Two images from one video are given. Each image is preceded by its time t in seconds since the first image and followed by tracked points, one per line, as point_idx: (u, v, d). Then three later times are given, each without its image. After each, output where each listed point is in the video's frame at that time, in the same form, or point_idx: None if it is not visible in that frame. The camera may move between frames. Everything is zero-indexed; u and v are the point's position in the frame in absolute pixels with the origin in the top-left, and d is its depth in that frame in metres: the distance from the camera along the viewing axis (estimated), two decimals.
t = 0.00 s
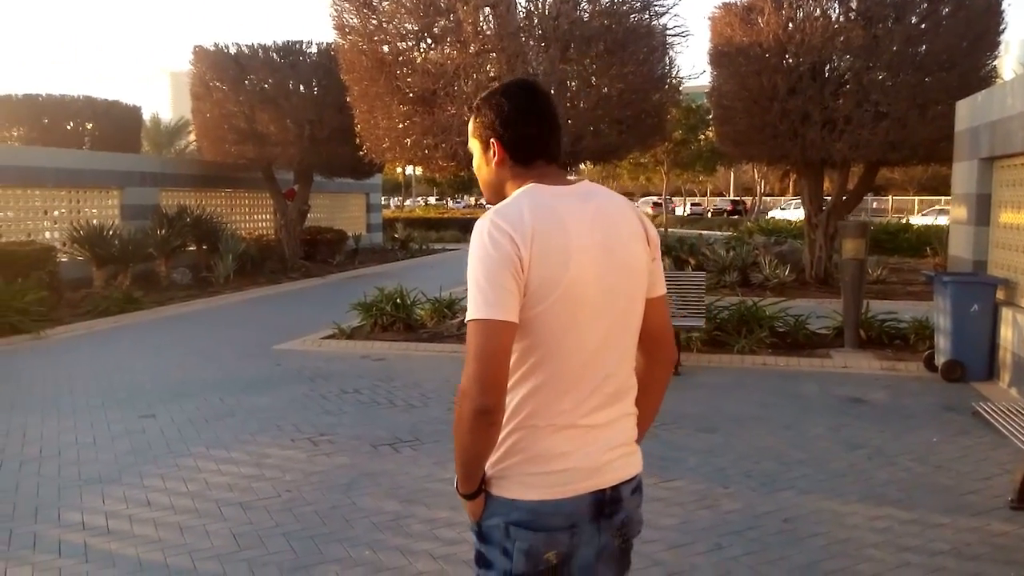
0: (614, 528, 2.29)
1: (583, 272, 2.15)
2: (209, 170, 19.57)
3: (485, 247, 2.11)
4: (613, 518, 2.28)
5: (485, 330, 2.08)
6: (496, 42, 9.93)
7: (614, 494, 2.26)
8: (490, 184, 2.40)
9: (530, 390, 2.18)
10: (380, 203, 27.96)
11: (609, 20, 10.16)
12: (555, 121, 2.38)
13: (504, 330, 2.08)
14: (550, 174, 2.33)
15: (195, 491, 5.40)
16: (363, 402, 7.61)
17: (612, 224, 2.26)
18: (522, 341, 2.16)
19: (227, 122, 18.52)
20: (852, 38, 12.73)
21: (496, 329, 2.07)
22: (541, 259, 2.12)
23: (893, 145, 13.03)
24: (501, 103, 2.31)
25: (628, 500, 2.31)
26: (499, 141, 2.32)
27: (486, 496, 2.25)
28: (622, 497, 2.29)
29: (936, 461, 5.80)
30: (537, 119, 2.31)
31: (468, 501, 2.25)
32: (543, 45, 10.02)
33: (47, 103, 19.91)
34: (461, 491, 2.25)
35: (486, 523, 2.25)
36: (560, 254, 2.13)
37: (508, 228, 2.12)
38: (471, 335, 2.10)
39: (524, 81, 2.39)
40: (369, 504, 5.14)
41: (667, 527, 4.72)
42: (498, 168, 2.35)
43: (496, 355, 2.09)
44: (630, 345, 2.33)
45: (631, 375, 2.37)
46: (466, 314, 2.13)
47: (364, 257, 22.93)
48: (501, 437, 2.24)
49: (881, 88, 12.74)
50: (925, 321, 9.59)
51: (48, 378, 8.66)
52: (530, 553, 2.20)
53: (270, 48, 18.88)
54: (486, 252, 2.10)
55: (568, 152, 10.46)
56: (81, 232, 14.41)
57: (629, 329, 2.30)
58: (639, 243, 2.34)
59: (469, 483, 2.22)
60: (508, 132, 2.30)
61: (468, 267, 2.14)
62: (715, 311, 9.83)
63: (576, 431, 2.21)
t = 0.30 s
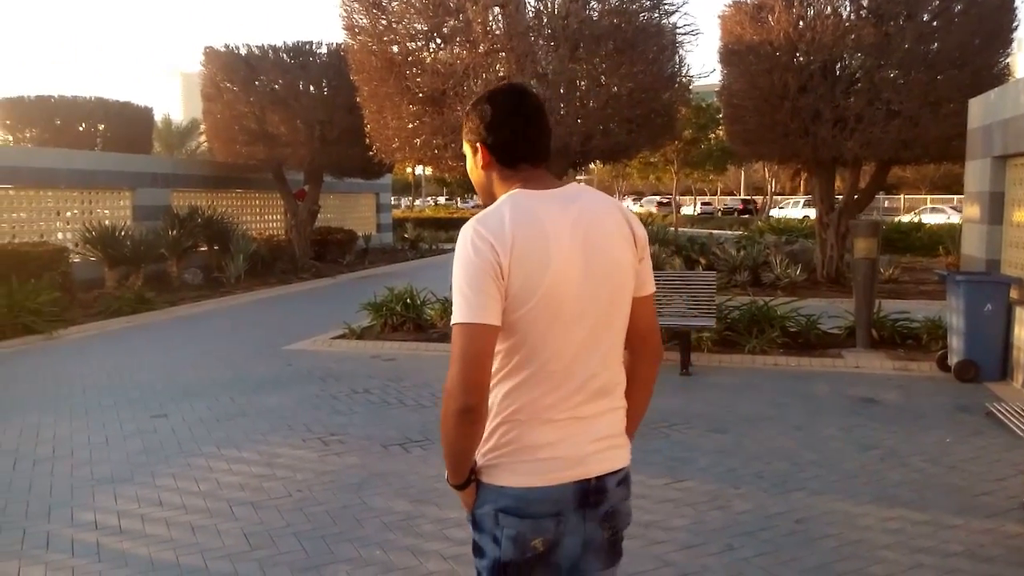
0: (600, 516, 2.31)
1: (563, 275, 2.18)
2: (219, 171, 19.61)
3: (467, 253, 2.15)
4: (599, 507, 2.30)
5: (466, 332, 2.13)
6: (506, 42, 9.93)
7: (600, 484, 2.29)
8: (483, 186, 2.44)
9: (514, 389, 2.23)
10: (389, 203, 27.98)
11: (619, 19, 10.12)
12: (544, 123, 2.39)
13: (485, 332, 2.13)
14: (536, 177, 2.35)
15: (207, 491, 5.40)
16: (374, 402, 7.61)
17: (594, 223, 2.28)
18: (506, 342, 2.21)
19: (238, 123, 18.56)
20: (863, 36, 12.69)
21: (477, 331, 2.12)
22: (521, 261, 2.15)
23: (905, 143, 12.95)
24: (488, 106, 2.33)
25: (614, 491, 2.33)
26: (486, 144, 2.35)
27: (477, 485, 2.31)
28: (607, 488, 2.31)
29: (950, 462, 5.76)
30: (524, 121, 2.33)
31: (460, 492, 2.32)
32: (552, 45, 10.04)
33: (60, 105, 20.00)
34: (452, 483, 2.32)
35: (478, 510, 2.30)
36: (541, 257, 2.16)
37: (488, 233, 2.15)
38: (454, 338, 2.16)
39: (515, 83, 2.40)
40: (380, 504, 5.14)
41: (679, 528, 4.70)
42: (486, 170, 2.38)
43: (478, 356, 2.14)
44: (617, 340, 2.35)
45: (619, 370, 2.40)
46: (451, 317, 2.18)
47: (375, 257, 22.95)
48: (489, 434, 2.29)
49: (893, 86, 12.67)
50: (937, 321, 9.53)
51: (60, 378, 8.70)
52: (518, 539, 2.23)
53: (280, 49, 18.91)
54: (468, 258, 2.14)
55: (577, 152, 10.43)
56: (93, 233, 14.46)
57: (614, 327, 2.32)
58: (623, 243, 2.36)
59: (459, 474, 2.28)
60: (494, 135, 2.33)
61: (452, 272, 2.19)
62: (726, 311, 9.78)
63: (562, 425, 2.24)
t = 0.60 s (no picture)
0: (577, 508, 2.37)
1: (543, 274, 2.23)
2: (236, 170, 19.69)
3: (450, 250, 2.24)
4: (575, 499, 2.36)
5: (446, 326, 2.22)
6: (521, 40, 9.92)
7: (578, 477, 2.34)
8: (482, 187, 2.50)
9: (496, 381, 2.31)
10: (405, 202, 28.01)
11: (634, 16, 10.07)
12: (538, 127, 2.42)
13: (464, 325, 2.22)
14: (526, 180, 2.39)
15: (224, 487, 5.43)
16: (390, 400, 7.61)
17: (580, 220, 2.32)
18: (488, 336, 2.30)
19: (254, 122, 18.62)
20: (881, 32, 12.49)
21: (456, 325, 2.22)
22: (500, 258, 2.22)
23: (924, 139, 12.82)
24: (482, 110, 2.40)
25: (592, 485, 2.38)
26: (478, 146, 2.41)
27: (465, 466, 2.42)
28: (585, 482, 2.36)
29: (969, 461, 5.70)
30: (514, 124, 2.37)
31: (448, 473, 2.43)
32: (567, 43, 9.99)
33: (79, 105, 20.15)
34: (441, 465, 2.43)
35: (466, 490, 2.42)
36: (520, 256, 2.22)
37: (469, 232, 2.24)
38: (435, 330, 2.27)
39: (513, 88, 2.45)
40: (395, 501, 5.14)
41: (695, 526, 4.67)
42: (479, 171, 2.45)
43: (456, 347, 2.24)
44: (606, 335, 2.39)
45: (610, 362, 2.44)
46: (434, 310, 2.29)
47: (390, 256, 23.00)
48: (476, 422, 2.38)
49: (912, 82, 12.53)
50: (957, 319, 9.43)
51: (80, 376, 8.77)
52: (498, 521, 2.32)
53: (296, 48, 18.96)
54: (451, 254, 2.23)
55: (593, 149, 10.40)
56: (112, 232, 14.55)
57: (600, 326, 2.35)
58: (612, 242, 2.39)
59: (445, 455, 2.38)
60: (485, 137, 2.38)
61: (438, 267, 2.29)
62: (743, 308, 9.74)
63: (547, 417, 2.30)
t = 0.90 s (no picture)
0: (571, 495, 2.46)
1: (528, 265, 2.33)
2: (250, 168, 19.75)
3: (442, 243, 2.39)
4: (571, 488, 2.45)
5: (434, 313, 2.36)
6: (533, 37, 9.92)
7: (573, 468, 2.43)
8: (487, 184, 2.61)
9: (487, 369, 2.43)
10: (418, 200, 28.03)
11: (647, 12, 10.02)
12: (538, 127, 2.53)
13: (451, 313, 2.36)
14: (525, 175, 2.49)
15: (239, 484, 5.45)
16: (403, 397, 7.62)
17: (570, 216, 2.41)
18: (480, 325, 2.41)
19: (268, 121, 18.67)
20: (896, 27, 12.43)
21: (443, 313, 2.36)
22: (486, 250, 2.34)
23: (940, 135, 12.71)
24: (484, 110, 2.51)
25: (587, 475, 2.47)
26: (479, 144, 2.53)
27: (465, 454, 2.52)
28: (581, 472, 2.45)
29: (986, 459, 5.65)
30: (514, 123, 2.48)
31: (450, 461, 2.53)
32: (580, 40, 9.97)
33: (94, 104, 20.25)
34: (442, 452, 2.54)
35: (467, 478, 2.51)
36: (505, 248, 2.33)
37: (459, 224, 2.38)
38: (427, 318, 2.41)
39: (516, 89, 2.56)
40: (409, 498, 5.14)
41: (709, 525, 4.65)
42: (482, 169, 2.56)
43: (443, 334, 2.38)
44: (600, 329, 2.47)
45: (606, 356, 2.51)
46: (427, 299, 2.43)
47: (403, 254, 23.02)
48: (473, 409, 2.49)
49: (928, 78, 12.44)
50: (974, 316, 9.36)
51: (97, 373, 8.81)
52: (499, 508, 2.41)
53: (309, 47, 18.99)
54: (442, 247, 2.38)
55: (605, 146, 10.38)
56: (127, 230, 14.62)
57: (590, 318, 2.43)
58: (603, 237, 2.46)
59: (445, 445, 2.50)
60: (485, 136, 2.49)
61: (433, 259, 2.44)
62: (757, 306, 9.70)
63: (539, 407, 2.40)
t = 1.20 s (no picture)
0: (575, 475, 2.58)
1: (515, 251, 2.44)
2: (262, 162, 19.78)
3: (436, 231, 2.53)
4: (573, 468, 2.57)
5: (426, 294, 2.49)
6: (544, 29, 9.89)
7: (575, 449, 2.54)
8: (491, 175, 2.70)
9: (481, 353, 2.54)
10: (429, 193, 28.02)
11: (659, 4, 9.96)
12: (540, 122, 2.60)
13: (442, 295, 2.49)
14: (524, 168, 2.59)
15: (251, 475, 5.47)
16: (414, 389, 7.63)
17: (559, 204, 2.50)
18: (473, 309, 2.53)
19: (280, 114, 18.70)
20: (911, 19, 12.30)
21: (435, 295, 2.49)
22: (475, 236, 2.46)
23: (955, 129, 12.61)
24: (490, 104, 2.59)
25: (589, 455, 2.59)
26: (483, 137, 2.62)
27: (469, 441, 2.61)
28: (583, 453, 2.57)
29: (999, 453, 5.62)
30: (515, 118, 2.56)
31: (454, 446, 2.64)
32: (591, 32, 9.95)
33: (108, 98, 20.33)
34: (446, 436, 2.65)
35: (472, 462, 2.61)
36: (492, 235, 2.45)
37: (451, 212, 2.50)
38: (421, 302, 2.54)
39: (521, 85, 2.65)
40: (420, 489, 5.15)
41: (720, 518, 4.64)
42: (486, 160, 2.65)
43: (435, 315, 2.51)
44: (592, 314, 2.55)
45: (601, 342, 2.59)
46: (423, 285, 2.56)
47: (414, 247, 23.02)
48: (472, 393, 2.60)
49: (943, 70, 12.32)
50: (988, 310, 9.30)
51: (111, 364, 8.87)
52: (505, 492, 2.51)
53: (321, 40, 18.98)
54: (436, 234, 2.51)
55: (617, 139, 10.35)
56: (140, 223, 14.68)
57: (580, 303, 2.51)
58: (593, 225, 2.54)
59: (448, 431, 2.61)
60: (488, 130, 2.58)
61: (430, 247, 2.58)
62: (769, 299, 9.67)
63: (532, 390, 2.49)
